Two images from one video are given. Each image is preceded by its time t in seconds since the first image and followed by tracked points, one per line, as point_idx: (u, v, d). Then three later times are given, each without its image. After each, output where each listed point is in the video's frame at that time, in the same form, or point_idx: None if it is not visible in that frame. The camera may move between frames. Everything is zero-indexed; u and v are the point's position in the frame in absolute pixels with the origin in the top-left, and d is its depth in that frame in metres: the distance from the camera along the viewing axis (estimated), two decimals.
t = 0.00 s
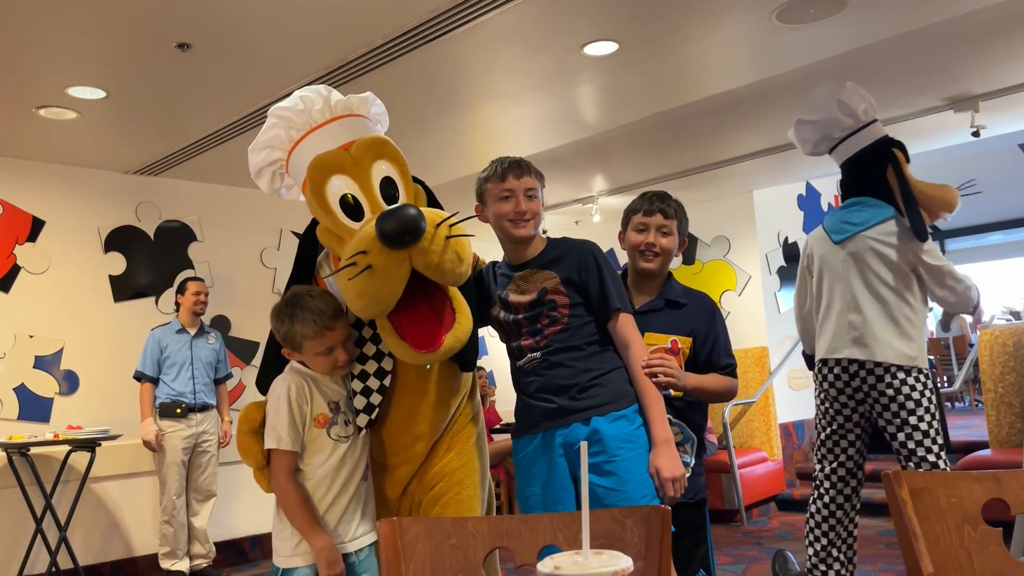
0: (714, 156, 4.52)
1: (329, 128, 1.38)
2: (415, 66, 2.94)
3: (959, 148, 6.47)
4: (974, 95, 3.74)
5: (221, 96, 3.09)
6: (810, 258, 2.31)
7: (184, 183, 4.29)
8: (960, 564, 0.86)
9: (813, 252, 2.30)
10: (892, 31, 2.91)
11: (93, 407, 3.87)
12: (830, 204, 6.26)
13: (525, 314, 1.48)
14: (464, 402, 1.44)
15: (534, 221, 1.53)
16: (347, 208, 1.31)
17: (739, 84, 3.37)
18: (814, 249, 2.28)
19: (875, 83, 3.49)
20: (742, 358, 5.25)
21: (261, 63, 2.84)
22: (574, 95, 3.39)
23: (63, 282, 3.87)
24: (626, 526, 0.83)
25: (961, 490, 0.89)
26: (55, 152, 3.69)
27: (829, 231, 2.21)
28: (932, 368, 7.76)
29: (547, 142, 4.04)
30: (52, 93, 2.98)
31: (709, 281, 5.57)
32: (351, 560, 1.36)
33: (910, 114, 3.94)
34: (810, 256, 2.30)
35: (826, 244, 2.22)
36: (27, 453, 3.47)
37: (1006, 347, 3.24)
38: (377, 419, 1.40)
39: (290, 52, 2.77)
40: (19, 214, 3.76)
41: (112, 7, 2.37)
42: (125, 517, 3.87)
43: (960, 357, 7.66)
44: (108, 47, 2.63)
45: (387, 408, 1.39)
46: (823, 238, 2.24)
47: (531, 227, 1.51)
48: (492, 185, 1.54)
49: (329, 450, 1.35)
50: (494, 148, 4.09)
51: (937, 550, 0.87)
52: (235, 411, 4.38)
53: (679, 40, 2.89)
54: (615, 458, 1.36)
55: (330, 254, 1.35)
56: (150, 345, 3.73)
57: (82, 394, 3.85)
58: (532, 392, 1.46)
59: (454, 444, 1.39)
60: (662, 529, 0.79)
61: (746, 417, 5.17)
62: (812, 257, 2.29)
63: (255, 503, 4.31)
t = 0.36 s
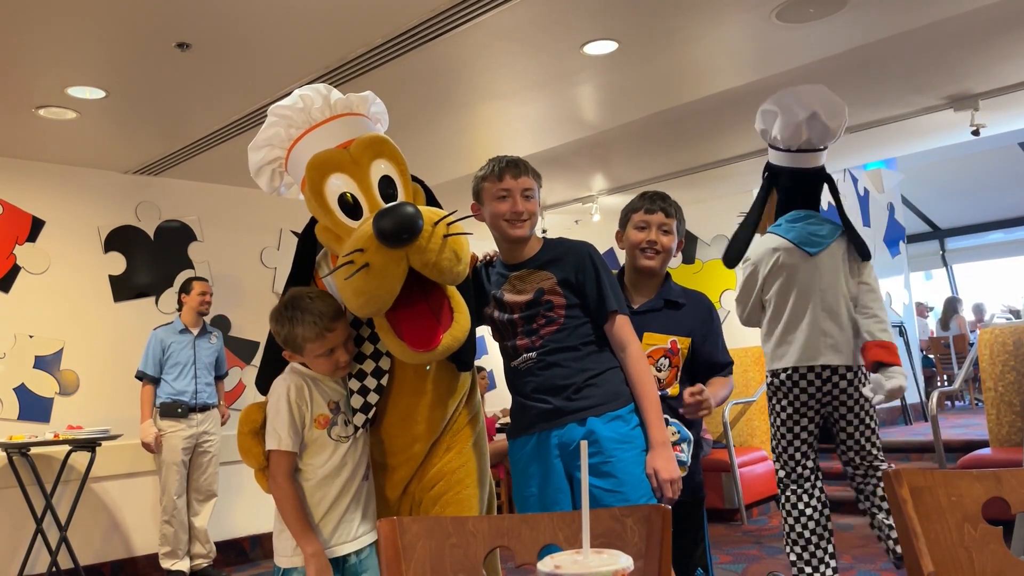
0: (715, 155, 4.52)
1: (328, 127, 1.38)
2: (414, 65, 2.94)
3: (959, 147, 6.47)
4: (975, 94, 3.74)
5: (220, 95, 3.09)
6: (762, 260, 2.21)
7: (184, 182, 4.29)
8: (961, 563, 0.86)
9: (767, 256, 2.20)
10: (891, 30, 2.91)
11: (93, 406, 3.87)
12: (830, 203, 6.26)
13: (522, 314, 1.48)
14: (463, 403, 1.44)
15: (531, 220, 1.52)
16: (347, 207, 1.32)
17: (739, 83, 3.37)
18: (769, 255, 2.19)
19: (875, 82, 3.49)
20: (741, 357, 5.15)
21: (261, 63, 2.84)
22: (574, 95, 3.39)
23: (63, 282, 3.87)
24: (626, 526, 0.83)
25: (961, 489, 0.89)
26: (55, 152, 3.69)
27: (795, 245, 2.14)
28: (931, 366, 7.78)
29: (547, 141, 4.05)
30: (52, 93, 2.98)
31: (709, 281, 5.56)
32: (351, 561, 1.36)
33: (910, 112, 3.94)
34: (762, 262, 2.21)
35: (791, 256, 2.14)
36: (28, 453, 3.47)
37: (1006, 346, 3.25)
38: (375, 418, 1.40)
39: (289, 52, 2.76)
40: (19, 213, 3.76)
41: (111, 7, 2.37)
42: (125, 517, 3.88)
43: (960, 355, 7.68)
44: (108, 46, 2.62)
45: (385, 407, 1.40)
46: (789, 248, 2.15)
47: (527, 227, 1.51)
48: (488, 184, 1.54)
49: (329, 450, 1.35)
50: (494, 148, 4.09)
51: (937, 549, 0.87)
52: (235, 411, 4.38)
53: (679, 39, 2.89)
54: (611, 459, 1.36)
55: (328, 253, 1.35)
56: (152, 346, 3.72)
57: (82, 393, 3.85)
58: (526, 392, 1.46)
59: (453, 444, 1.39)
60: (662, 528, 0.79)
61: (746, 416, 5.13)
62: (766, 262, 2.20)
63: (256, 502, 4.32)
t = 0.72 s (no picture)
0: (714, 154, 4.51)
1: (325, 125, 1.38)
2: (414, 64, 2.94)
3: (960, 145, 6.47)
4: (975, 93, 3.73)
5: (220, 95, 3.09)
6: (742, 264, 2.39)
7: (184, 182, 4.29)
8: (962, 561, 0.86)
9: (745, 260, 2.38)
10: (891, 28, 2.91)
11: (93, 406, 3.87)
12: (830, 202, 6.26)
13: (518, 313, 1.48)
14: (460, 401, 1.44)
15: (522, 220, 1.52)
16: (345, 206, 1.32)
17: (739, 82, 3.37)
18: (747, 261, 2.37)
19: (875, 81, 3.49)
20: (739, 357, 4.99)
21: (260, 63, 2.84)
22: (573, 94, 3.39)
23: (63, 282, 3.87)
24: (627, 524, 0.83)
25: (962, 487, 0.89)
26: (54, 152, 3.69)
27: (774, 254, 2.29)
28: (931, 364, 7.79)
29: (546, 140, 4.05)
30: (52, 92, 2.98)
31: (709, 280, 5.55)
32: (352, 560, 1.36)
33: (910, 111, 3.94)
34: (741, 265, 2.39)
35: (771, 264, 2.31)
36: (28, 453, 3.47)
37: (1006, 345, 3.23)
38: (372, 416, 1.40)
39: (289, 51, 2.76)
40: (19, 213, 3.76)
41: (111, 6, 2.36)
42: (126, 517, 3.88)
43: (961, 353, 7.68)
44: (107, 46, 2.62)
45: (381, 405, 1.40)
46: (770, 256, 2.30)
47: (519, 227, 1.51)
48: (479, 185, 1.54)
49: (328, 449, 1.35)
50: (493, 147, 4.10)
51: (938, 546, 0.87)
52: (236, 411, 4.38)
53: (678, 38, 2.88)
54: (610, 456, 1.36)
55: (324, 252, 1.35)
56: (155, 346, 3.72)
57: (82, 393, 3.85)
58: (525, 392, 1.47)
59: (452, 442, 1.39)
60: (663, 526, 0.79)
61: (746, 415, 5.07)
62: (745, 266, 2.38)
63: (257, 501, 4.32)
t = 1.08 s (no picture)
0: (714, 153, 4.51)
1: (338, 119, 1.38)
2: (414, 64, 2.94)
3: (960, 144, 6.46)
4: (975, 91, 3.73)
5: (220, 95, 3.09)
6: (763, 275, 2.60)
7: (184, 181, 4.29)
8: (962, 559, 0.86)
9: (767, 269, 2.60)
10: (891, 27, 2.90)
11: (94, 406, 3.87)
12: (830, 201, 6.26)
13: (517, 312, 1.48)
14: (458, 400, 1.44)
15: (520, 219, 1.52)
16: (349, 201, 1.31)
17: (738, 80, 3.37)
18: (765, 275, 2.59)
19: (876, 80, 3.49)
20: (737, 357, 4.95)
21: (260, 62, 2.84)
22: (573, 93, 3.39)
23: (64, 281, 3.87)
24: (628, 523, 0.82)
25: (962, 486, 0.89)
26: (54, 152, 3.69)
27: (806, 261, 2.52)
28: (931, 363, 7.78)
29: (546, 139, 4.05)
30: (51, 92, 2.98)
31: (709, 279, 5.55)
32: (352, 559, 1.36)
33: (911, 110, 3.94)
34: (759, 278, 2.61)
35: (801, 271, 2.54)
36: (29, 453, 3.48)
37: (1006, 343, 3.22)
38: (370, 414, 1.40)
39: (289, 51, 2.76)
40: (19, 213, 3.76)
41: (111, 6, 2.37)
42: (126, 516, 3.88)
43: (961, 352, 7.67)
44: (107, 46, 2.62)
45: (379, 404, 1.40)
46: (801, 264, 2.52)
47: (517, 227, 1.51)
48: (477, 185, 1.53)
49: (326, 448, 1.35)
50: (493, 146, 4.09)
51: (939, 545, 0.87)
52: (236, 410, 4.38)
53: (678, 37, 2.88)
54: (612, 455, 1.36)
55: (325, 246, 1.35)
56: (153, 347, 3.70)
57: (83, 393, 3.85)
58: (525, 391, 1.47)
59: (451, 441, 1.39)
60: (664, 525, 0.80)
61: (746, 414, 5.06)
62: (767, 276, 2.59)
63: (258, 500, 4.32)
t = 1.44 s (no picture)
0: (715, 151, 4.51)
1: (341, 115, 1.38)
2: (414, 62, 2.93)
3: (959, 142, 6.47)
4: (975, 89, 3.73)
5: (220, 93, 3.09)
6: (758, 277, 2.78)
7: (184, 180, 4.28)
8: (962, 558, 0.86)
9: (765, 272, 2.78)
10: (891, 25, 2.90)
11: (94, 405, 3.87)
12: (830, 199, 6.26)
13: (517, 312, 1.48)
14: (457, 399, 1.44)
15: (519, 218, 1.52)
16: (351, 197, 1.31)
17: (739, 79, 3.36)
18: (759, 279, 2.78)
19: (876, 78, 3.49)
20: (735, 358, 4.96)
21: (260, 61, 2.84)
22: (573, 92, 3.39)
23: (64, 280, 3.87)
24: (628, 522, 0.83)
25: (962, 484, 0.89)
26: (54, 151, 3.68)
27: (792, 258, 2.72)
28: (931, 361, 7.79)
29: (546, 138, 4.05)
30: (51, 91, 2.97)
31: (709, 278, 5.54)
32: (348, 558, 1.36)
33: (911, 108, 3.94)
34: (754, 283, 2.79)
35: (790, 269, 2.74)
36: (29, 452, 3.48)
37: (1006, 342, 3.24)
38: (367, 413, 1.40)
39: (289, 50, 2.76)
40: (19, 212, 3.76)
41: (110, 5, 2.36)
42: (127, 515, 3.88)
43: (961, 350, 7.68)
44: (107, 45, 2.62)
45: (375, 402, 1.40)
46: (789, 262, 2.73)
47: (516, 225, 1.50)
48: (476, 183, 1.53)
49: (323, 447, 1.36)
50: (493, 145, 4.09)
51: (939, 543, 0.87)
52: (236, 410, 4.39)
53: (679, 35, 2.88)
54: (612, 454, 1.36)
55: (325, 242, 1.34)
56: (152, 348, 3.68)
57: (83, 392, 3.85)
58: (524, 390, 1.47)
59: (450, 440, 1.39)
60: (664, 524, 0.79)
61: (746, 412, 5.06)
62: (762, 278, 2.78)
63: (258, 499, 4.32)
